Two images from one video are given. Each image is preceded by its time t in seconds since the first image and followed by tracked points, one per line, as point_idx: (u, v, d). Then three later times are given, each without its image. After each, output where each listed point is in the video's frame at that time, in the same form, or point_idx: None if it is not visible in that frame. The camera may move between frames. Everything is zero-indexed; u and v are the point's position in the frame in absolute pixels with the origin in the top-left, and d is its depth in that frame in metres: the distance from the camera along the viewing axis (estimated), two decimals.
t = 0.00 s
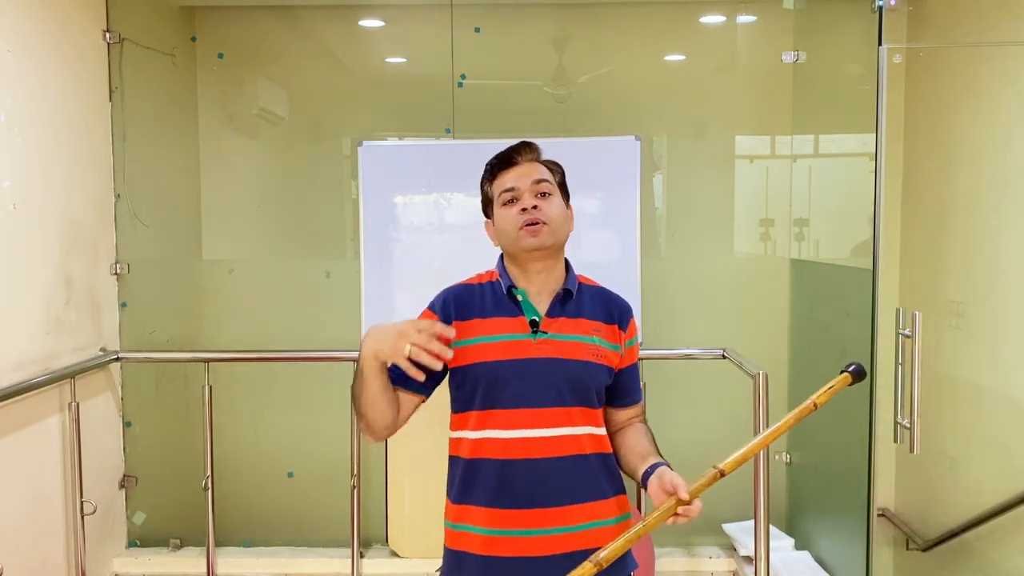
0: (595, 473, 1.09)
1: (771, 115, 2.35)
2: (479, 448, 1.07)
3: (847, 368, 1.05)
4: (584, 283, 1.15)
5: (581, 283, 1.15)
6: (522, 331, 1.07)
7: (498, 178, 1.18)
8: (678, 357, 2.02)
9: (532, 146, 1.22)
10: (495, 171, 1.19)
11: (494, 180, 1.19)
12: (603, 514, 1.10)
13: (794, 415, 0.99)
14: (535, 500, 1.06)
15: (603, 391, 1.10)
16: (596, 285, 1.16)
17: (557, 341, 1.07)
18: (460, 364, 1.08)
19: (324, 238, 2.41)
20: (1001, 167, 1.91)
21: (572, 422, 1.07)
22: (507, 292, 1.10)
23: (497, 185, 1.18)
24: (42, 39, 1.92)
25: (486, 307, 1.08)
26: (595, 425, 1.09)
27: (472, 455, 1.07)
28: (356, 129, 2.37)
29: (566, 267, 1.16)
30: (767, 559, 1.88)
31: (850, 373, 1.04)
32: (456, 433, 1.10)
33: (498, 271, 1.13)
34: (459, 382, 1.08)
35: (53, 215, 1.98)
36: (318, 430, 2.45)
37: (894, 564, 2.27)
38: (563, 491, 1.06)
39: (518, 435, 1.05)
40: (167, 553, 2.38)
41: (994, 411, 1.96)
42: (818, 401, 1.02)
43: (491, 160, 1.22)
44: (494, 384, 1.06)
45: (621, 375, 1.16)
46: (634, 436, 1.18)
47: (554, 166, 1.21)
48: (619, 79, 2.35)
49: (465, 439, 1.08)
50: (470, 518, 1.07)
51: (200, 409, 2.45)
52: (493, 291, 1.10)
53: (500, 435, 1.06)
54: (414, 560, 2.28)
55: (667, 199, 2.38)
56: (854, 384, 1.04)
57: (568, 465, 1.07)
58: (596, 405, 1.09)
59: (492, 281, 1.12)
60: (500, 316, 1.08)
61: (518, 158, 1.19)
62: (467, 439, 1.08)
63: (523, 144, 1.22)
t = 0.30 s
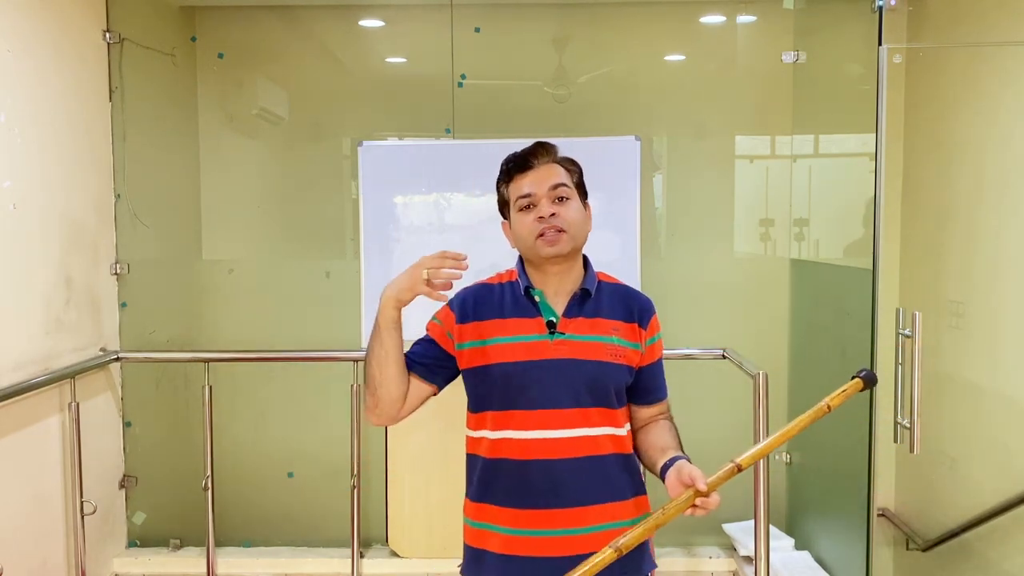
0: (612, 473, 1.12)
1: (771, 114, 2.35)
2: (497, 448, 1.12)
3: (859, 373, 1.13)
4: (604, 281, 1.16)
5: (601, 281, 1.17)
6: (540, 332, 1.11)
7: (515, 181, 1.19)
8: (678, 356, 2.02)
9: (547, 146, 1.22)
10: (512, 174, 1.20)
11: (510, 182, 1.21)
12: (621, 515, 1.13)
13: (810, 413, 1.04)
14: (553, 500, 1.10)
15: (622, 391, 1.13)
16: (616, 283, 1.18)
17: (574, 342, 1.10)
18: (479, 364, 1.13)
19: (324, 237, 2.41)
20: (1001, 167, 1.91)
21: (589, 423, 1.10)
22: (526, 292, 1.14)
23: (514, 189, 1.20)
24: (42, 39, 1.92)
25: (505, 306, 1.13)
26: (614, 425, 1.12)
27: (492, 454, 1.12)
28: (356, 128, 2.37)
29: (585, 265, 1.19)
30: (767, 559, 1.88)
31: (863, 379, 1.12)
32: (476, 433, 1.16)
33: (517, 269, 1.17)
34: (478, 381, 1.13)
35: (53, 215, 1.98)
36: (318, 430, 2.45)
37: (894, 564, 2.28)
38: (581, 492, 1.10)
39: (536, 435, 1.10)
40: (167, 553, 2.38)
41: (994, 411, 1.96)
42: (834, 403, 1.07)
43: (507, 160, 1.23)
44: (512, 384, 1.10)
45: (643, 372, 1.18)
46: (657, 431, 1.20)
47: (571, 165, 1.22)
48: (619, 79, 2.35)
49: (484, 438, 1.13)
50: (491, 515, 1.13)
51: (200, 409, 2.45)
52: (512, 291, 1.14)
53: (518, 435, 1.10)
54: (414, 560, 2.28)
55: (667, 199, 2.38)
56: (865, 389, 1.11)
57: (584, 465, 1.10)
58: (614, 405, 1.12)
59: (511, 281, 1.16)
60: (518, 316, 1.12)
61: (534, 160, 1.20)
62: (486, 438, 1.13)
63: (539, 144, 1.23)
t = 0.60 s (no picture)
0: (627, 476, 1.14)
1: (770, 114, 2.34)
2: (514, 451, 1.15)
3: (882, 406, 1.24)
4: (619, 282, 1.18)
5: (616, 281, 1.18)
6: (553, 337, 1.12)
7: (520, 199, 1.19)
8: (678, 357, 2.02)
9: (553, 158, 1.20)
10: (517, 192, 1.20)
11: (516, 199, 1.21)
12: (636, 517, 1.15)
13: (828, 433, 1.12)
14: (568, 503, 1.13)
15: (637, 394, 1.14)
16: (633, 283, 1.19)
17: (588, 345, 1.12)
18: (494, 368, 1.15)
19: (324, 238, 2.41)
20: (1001, 167, 1.91)
21: (603, 427, 1.13)
22: (538, 296, 1.16)
23: (520, 206, 1.20)
24: (42, 39, 1.92)
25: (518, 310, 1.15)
26: (627, 429, 1.14)
27: (508, 457, 1.16)
28: (356, 129, 2.37)
29: (599, 266, 1.20)
30: (767, 559, 1.87)
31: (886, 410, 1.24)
32: (496, 435, 1.19)
33: (531, 273, 1.19)
34: (494, 385, 1.16)
35: (53, 216, 1.98)
36: (318, 430, 2.45)
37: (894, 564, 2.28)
38: (596, 495, 1.13)
39: (551, 438, 1.12)
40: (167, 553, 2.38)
41: (994, 411, 1.96)
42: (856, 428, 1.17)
43: (514, 174, 1.22)
44: (527, 388, 1.13)
45: (661, 373, 1.18)
46: (677, 431, 1.21)
47: (578, 176, 1.21)
48: (619, 79, 2.35)
49: (501, 441, 1.17)
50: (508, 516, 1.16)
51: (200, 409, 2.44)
52: (526, 294, 1.17)
53: (533, 439, 1.13)
54: (414, 560, 2.28)
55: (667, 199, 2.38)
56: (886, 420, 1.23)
57: (599, 469, 1.13)
58: (628, 409, 1.13)
59: (525, 285, 1.19)
60: (531, 320, 1.13)
61: (538, 177, 1.19)
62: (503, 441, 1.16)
63: (545, 157, 1.21)
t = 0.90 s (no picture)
0: (639, 480, 1.16)
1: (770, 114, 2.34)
2: (527, 453, 1.18)
3: (913, 440, 1.29)
4: (631, 283, 1.19)
5: (628, 282, 1.19)
6: (563, 340, 1.14)
7: (527, 203, 1.21)
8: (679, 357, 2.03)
9: (561, 161, 1.22)
10: (524, 196, 1.22)
11: (524, 202, 1.23)
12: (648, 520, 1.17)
13: (852, 460, 1.17)
14: (580, 506, 1.15)
15: (649, 396, 1.15)
16: (646, 284, 1.20)
17: (598, 348, 1.14)
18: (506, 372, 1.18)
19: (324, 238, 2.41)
20: (1001, 167, 1.91)
21: (614, 431, 1.14)
22: (549, 299, 1.17)
23: (527, 210, 1.22)
24: (42, 38, 1.92)
25: (529, 314, 1.17)
26: (638, 433, 1.15)
27: (522, 459, 1.19)
28: (356, 129, 2.37)
29: (610, 268, 1.22)
30: (768, 559, 1.87)
31: (917, 443, 1.28)
32: (512, 436, 1.22)
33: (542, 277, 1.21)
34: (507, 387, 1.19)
35: (53, 216, 1.98)
36: (318, 430, 2.45)
37: (894, 564, 2.28)
38: (607, 497, 1.15)
39: (561, 442, 1.14)
40: (167, 553, 2.38)
41: (994, 411, 1.97)
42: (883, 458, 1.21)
43: (522, 177, 1.24)
44: (538, 391, 1.15)
45: (675, 375, 1.18)
46: (692, 432, 1.21)
47: (586, 178, 1.22)
48: (619, 79, 2.35)
49: (516, 443, 1.20)
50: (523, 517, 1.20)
51: (199, 409, 2.44)
52: (537, 297, 1.18)
53: (545, 441, 1.15)
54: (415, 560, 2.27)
55: (667, 199, 2.38)
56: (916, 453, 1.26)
57: (610, 473, 1.15)
58: (639, 411, 1.14)
59: (537, 287, 1.21)
60: (542, 324, 1.15)
61: (544, 181, 1.21)
62: (518, 443, 1.19)
63: (552, 159, 1.22)
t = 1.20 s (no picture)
0: (643, 481, 1.16)
1: (770, 114, 2.34)
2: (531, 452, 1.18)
3: (933, 467, 1.23)
4: (638, 283, 1.20)
5: (635, 282, 1.20)
6: (569, 340, 1.14)
7: (555, 177, 1.25)
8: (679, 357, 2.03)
9: (595, 147, 1.27)
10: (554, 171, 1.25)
11: (552, 178, 1.26)
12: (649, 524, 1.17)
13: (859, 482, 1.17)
14: (583, 506, 1.16)
15: (654, 398, 1.15)
16: (652, 285, 1.21)
17: (604, 349, 1.14)
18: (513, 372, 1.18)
19: (323, 238, 2.41)
20: (1002, 167, 1.91)
21: (621, 432, 1.14)
22: (556, 298, 1.17)
23: (553, 184, 1.25)
24: (42, 38, 1.92)
25: (535, 313, 1.17)
26: (643, 434, 1.15)
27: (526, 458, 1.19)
28: (356, 128, 2.37)
29: (618, 267, 1.22)
30: (768, 559, 1.87)
31: (934, 470, 1.22)
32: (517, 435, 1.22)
33: (549, 276, 1.21)
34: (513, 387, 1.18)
35: (53, 216, 1.98)
36: (318, 430, 2.45)
37: (894, 564, 2.29)
38: (611, 498, 1.15)
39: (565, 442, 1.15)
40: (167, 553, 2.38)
41: (995, 411, 1.97)
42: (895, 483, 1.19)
43: (553, 158, 1.29)
44: (544, 391, 1.14)
45: (681, 377, 1.18)
46: (693, 437, 1.21)
47: (615, 170, 1.26)
48: (619, 79, 2.35)
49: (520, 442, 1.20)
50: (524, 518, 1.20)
51: (199, 409, 2.44)
52: (544, 296, 1.19)
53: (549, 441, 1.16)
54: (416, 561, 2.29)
55: (667, 199, 2.38)
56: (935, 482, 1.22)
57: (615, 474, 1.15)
58: (645, 412, 1.14)
59: (543, 286, 1.21)
60: (548, 324, 1.15)
61: (576, 159, 1.25)
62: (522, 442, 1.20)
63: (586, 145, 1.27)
